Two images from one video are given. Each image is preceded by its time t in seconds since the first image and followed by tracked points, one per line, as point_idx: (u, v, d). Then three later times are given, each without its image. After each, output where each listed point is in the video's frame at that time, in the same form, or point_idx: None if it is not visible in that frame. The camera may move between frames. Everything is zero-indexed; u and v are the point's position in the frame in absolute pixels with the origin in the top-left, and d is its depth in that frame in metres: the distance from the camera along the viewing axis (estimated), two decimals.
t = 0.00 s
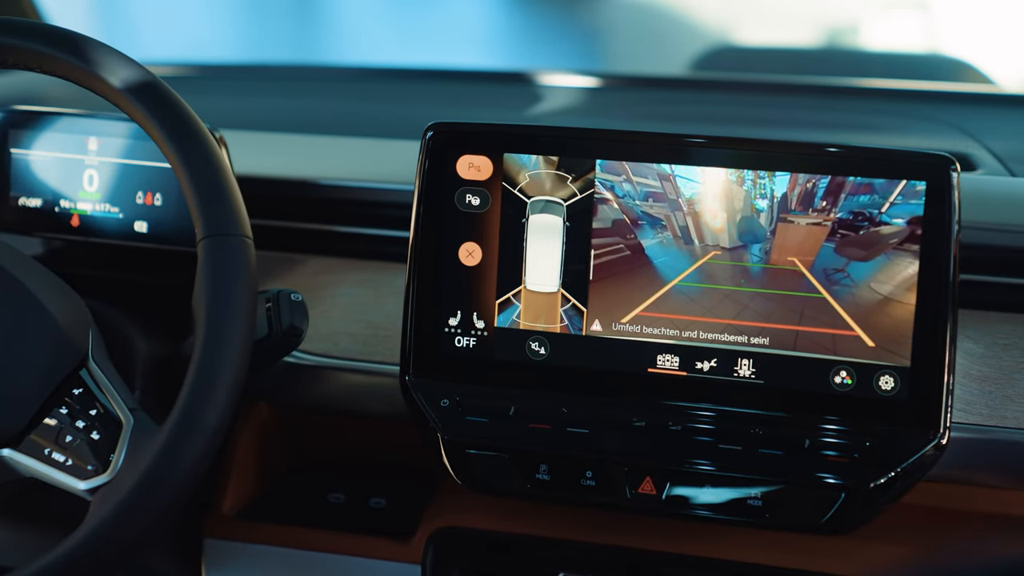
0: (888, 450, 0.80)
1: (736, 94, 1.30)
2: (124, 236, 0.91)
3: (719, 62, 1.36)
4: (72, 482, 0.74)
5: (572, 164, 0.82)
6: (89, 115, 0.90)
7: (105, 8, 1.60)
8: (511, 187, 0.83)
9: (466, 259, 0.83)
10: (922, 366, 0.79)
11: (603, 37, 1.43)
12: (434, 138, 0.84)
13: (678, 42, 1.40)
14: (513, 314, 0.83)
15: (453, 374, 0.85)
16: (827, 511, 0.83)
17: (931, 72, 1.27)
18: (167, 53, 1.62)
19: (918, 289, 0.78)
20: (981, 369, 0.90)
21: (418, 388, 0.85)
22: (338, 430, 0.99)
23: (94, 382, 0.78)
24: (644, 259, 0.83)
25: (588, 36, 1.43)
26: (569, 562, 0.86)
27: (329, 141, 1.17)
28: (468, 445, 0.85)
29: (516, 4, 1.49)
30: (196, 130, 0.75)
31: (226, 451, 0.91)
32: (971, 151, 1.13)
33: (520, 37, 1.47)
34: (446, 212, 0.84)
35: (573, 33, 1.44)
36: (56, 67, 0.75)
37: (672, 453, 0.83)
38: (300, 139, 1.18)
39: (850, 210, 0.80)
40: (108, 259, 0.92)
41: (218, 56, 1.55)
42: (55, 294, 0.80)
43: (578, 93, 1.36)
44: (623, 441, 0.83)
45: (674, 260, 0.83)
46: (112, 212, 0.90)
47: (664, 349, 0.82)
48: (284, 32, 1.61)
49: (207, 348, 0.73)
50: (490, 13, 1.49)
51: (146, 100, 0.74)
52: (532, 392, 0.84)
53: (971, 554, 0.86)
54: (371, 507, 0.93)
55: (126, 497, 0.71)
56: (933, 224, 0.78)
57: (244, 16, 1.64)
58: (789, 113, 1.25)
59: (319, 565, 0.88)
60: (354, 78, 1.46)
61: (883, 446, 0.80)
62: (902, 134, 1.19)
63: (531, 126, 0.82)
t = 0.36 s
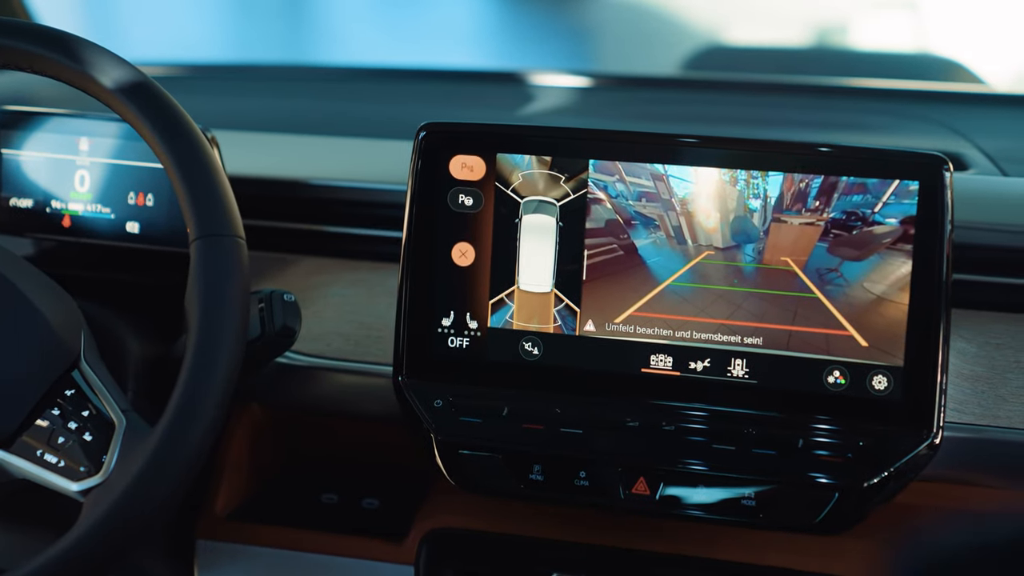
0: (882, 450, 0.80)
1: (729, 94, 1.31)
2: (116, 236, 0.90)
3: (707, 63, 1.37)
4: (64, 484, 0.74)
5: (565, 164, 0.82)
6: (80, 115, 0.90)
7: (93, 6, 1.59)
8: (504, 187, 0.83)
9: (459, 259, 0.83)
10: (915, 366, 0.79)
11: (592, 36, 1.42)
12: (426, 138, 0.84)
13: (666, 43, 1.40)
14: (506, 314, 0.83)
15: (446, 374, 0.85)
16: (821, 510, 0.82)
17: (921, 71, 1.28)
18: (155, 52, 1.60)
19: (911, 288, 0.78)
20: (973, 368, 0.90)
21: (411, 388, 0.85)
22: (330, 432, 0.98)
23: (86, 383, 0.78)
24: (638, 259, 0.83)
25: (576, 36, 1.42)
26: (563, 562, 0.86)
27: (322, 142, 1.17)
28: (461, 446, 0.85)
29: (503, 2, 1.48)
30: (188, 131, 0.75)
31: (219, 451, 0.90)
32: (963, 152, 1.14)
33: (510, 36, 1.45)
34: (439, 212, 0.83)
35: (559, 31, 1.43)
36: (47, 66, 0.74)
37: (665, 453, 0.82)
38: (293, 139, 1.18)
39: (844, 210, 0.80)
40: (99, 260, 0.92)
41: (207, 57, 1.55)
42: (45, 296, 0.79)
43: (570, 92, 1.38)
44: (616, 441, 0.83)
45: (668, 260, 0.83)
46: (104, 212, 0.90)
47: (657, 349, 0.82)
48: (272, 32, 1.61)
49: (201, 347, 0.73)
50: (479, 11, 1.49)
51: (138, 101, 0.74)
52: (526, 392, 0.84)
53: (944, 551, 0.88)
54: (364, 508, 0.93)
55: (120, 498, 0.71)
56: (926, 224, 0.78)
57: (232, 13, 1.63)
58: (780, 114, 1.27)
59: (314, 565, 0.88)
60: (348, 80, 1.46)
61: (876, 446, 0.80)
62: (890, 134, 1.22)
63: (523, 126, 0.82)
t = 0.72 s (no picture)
0: (875, 451, 0.80)
1: (721, 93, 1.30)
2: (106, 237, 0.90)
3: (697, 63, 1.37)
4: (54, 486, 0.73)
5: (557, 164, 0.82)
6: (68, 116, 0.90)
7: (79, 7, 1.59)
8: (495, 187, 0.82)
9: (451, 259, 0.83)
10: (908, 367, 0.78)
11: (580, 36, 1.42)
12: (418, 138, 0.83)
13: (658, 41, 1.40)
14: (498, 314, 0.83)
15: (438, 375, 0.84)
16: (814, 510, 0.82)
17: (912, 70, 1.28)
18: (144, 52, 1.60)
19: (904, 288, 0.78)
20: (966, 368, 0.90)
21: (402, 389, 0.84)
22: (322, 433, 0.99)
23: (75, 385, 0.77)
24: (630, 259, 0.82)
25: (568, 35, 1.43)
26: (555, 563, 0.86)
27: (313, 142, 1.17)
28: (452, 447, 0.85)
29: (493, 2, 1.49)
30: (178, 131, 0.74)
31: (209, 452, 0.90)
32: (957, 152, 1.15)
33: (499, 36, 1.46)
34: (430, 213, 0.83)
35: (550, 31, 1.44)
36: (36, 66, 0.74)
37: (657, 454, 0.82)
38: (285, 140, 1.18)
39: (837, 210, 0.80)
40: (88, 261, 0.91)
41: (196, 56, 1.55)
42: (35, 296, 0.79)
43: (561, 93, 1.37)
44: (608, 441, 0.83)
45: (660, 261, 0.83)
46: (94, 213, 0.89)
47: (650, 350, 0.82)
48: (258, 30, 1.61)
49: (191, 350, 0.72)
50: (468, 12, 1.49)
51: (128, 101, 0.73)
52: (518, 393, 0.83)
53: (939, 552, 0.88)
54: (354, 509, 0.92)
55: (109, 500, 0.71)
56: (919, 224, 0.78)
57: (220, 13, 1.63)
58: (768, 115, 1.27)
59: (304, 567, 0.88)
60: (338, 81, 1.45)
61: (869, 447, 0.80)
62: (882, 134, 1.22)
63: (515, 125, 0.82)
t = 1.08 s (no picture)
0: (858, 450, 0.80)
1: (706, 94, 1.31)
2: (90, 237, 0.90)
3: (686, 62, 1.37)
4: (36, 487, 0.73)
5: (541, 164, 0.82)
6: (52, 115, 0.89)
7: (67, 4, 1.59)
8: (479, 187, 0.82)
9: (435, 259, 0.83)
10: (891, 367, 0.79)
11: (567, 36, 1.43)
12: (401, 138, 0.83)
13: (647, 40, 1.40)
14: (482, 314, 0.83)
15: (422, 375, 0.84)
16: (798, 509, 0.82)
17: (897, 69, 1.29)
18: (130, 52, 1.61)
19: (887, 287, 0.78)
20: (948, 368, 0.90)
21: (386, 389, 0.85)
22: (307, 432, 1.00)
23: (58, 386, 0.77)
24: (614, 259, 0.82)
25: (557, 37, 1.44)
26: (540, 563, 0.85)
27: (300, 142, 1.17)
28: (436, 447, 0.85)
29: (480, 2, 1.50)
30: (161, 131, 0.74)
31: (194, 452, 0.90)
32: (939, 151, 1.14)
33: (486, 36, 1.46)
34: (414, 213, 0.83)
35: (538, 31, 1.45)
36: (18, 66, 0.74)
37: (641, 453, 0.82)
38: (271, 140, 1.18)
39: (820, 209, 0.80)
40: (72, 261, 0.91)
41: (184, 58, 1.56)
42: (17, 294, 0.78)
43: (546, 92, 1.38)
44: (591, 441, 0.83)
45: (644, 260, 0.83)
46: (77, 213, 0.89)
47: (634, 349, 0.82)
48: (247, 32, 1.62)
49: (174, 350, 0.72)
50: (455, 13, 1.50)
51: (110, 101, 0.73)
52: (502, 393, 0.83)
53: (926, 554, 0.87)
54: (339, 510, 0.92)
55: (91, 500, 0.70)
56: (901, 224, 0.78)
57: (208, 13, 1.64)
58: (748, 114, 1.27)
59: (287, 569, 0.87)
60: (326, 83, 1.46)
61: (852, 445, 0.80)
62: (870, 133, 1.22)
63: (499, 125, 0.82)
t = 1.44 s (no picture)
0: (853, 451, 0.80)
1: (700, 95, 1.33)
2: (82, 238, 0.90)
3: (680, 62, 1.37)
4: (28, 489, 0.73)
5: (534, 164, 0.81)
6: (43, 116, 0.89)
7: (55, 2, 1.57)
8: (473, 188, 0.82)
9: (429, 260, 0.83)
10: (886, 367, 0.78)
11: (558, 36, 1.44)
12: (395, 139, 0.83)
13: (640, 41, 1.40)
14: (477, 314, 0.82)
15: (416, 376, 0.84)
16: (793, 510, 0.82)
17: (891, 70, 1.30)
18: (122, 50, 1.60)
19: (882, 287, 0.78)
20: (943, 368, 0.91)
21: (380, 390, 0.84)
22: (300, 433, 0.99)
23: (51, 388, 0.77)
24: (609, 259, 0.82)
25: (547, 36, 1.44)
26: (535, 564, 0.86)
27: (295, 142, 1.17)
28: (430, 448, 0.85)
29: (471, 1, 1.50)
30: (153, 131, 0.74)
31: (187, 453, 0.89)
32: (933, 151, 1.15)
33: (477, 37, 1.46)
34: (409, 213, 0.83)
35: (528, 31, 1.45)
36: (10, 66, 0.73)
37: (636, 454, 0.82)
38: (265, 140, 1.18)
39: (814, 210, 0.80)
40: (62, 262, 0.90)
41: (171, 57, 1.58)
42: (10, 295, 0.77)
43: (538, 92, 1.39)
44: (586, 442, 0.83)
45: (639, 261, 0.83)
46: (69, 214, 0.89)
47: (629, 350, 0.82)
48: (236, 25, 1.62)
49: (167, 351, 0.72)
50: (446, 13, 1.51)
51: (102, 101, 0.72)
52: (496, 394, 0.83)
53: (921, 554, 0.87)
54: (332, 512, 0.91)
55: (84, 502, 0.70)
56: (896, 224, 0.78)
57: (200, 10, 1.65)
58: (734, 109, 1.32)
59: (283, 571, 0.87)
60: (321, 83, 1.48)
61: (848, 446, 0.80)
62: (864, 134, 1.24)
63: (492, 125, 0.82)
